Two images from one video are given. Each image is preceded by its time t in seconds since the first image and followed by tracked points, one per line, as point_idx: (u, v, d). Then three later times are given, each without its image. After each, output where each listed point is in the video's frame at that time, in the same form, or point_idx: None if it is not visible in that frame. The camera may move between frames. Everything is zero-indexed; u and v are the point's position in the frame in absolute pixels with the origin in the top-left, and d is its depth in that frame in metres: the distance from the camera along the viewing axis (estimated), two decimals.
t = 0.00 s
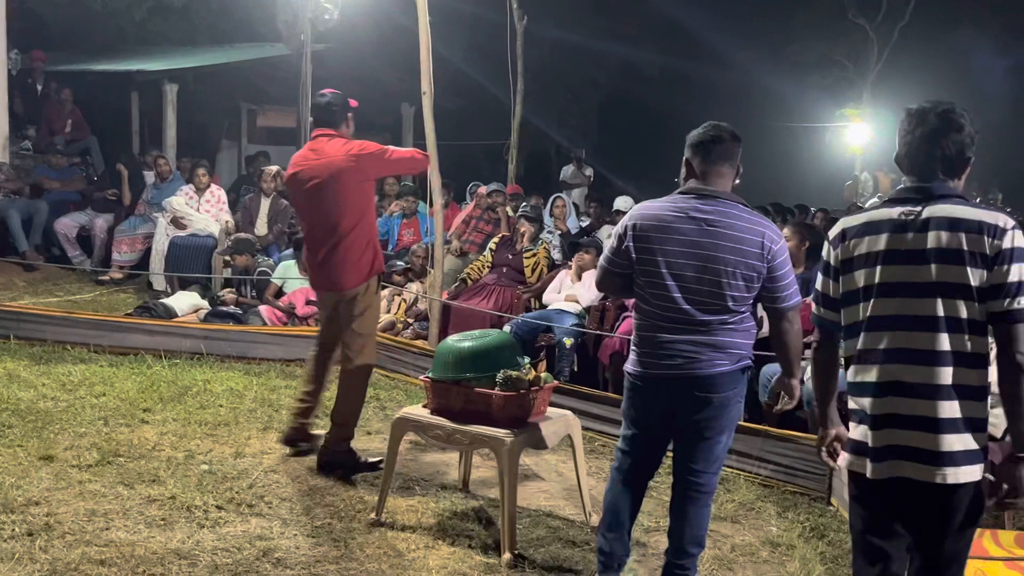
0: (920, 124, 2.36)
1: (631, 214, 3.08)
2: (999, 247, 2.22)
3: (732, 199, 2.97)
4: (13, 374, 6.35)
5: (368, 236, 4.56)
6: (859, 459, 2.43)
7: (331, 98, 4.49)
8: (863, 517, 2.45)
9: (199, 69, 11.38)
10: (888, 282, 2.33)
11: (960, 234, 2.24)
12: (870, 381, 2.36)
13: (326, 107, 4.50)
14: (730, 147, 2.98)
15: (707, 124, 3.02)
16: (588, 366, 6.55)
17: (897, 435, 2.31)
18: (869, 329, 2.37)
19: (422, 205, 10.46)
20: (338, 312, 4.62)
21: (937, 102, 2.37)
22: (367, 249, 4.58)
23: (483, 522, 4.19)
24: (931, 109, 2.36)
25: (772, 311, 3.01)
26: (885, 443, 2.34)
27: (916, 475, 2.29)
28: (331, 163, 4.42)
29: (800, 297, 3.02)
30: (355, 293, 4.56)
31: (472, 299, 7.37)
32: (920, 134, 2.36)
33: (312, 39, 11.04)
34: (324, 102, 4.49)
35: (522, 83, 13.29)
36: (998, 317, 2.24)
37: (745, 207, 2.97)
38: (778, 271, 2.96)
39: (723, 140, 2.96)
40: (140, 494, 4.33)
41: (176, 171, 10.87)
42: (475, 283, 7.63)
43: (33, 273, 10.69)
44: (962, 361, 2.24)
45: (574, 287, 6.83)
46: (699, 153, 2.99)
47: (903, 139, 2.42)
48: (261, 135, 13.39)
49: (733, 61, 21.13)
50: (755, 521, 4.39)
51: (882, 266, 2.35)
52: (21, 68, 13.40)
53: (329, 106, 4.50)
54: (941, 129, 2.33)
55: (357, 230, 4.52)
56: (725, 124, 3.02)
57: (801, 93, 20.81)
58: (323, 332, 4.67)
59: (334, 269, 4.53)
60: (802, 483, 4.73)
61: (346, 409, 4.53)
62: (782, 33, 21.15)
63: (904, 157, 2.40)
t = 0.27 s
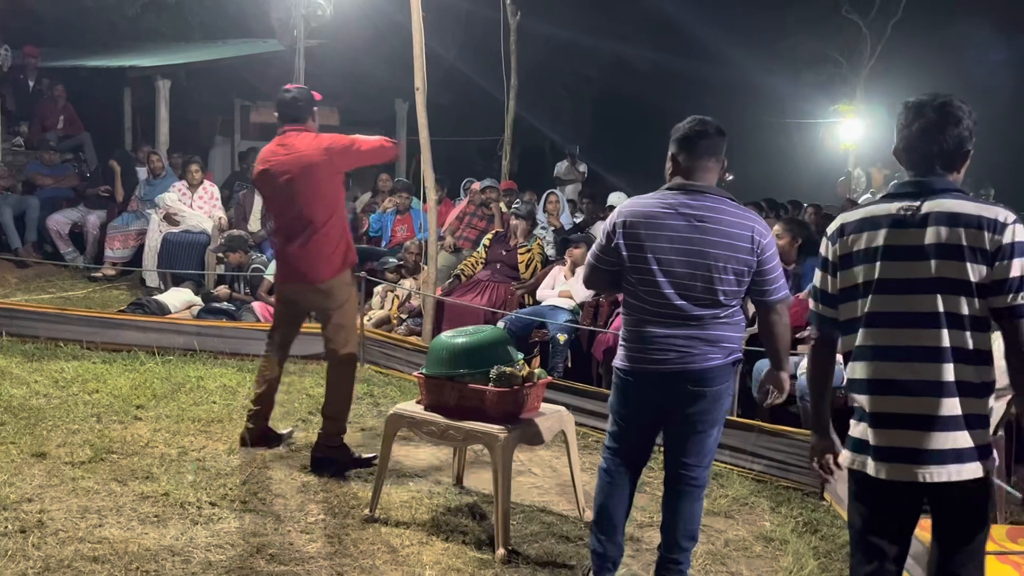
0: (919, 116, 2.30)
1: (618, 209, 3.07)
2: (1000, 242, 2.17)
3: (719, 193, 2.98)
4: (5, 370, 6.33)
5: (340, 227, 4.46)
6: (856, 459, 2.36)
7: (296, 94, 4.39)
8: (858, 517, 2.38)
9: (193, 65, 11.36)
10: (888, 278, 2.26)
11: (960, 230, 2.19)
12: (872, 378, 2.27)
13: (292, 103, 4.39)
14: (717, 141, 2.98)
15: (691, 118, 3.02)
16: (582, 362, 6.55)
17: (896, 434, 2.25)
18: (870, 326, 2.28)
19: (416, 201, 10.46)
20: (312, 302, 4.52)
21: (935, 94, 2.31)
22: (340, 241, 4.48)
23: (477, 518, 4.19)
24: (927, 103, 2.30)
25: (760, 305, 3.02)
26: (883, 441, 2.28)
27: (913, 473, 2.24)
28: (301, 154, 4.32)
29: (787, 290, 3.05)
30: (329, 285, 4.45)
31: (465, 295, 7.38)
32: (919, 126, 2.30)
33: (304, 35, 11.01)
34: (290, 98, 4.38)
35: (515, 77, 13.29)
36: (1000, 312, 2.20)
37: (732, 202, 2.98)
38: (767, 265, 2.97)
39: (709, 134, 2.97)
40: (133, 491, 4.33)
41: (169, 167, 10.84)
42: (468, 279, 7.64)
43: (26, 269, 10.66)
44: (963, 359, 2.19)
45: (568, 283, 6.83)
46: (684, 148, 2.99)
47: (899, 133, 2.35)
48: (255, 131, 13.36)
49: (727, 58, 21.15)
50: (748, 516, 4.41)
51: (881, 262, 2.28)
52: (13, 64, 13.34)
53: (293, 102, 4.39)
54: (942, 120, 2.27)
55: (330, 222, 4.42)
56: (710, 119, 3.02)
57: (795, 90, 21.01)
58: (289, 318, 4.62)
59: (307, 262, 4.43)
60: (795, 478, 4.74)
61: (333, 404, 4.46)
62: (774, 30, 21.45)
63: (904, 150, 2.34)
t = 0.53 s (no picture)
0: (957, 116, 2.28)
1: (600, 206, 3.09)
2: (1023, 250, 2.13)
3: (699, 186, 2.98)
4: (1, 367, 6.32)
5: (301, 213, 4.42)
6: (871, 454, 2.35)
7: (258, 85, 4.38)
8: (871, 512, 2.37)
9: (188, 61, 11.33)
10: (907, 278, 2.24)
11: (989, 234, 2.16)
12: (886, 374, 2.28)
13: (253, 94, 4.37)
14: (697, 135, 2.97)
15: (670, 112, 3.02)
16: (578, 358, 6.56)
17: (914, 433, 2.24)
18: (887, 323, 2.28)
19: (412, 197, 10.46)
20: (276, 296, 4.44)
21: (975, 96, 2.29)
22: (301, 227, 4.44)
23: (473, 513, 4.20)
24: (963, 103, 2.28)
25: (743, 297, 3.02)
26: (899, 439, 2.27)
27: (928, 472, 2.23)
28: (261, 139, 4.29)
29: (768, 282, 3.04)
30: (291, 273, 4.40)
31: (462, 292, 7.39)
32: (954, 127, 2.28)
33: (299, 31, 11.00)
34: (251, 90, 4.37)
35: (512, 72, 13.28)
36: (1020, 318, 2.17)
37: (714, 195, 2.98)
38: (749, 258, 2.97)
39: (689, 128, 2.96)
40: (129, 487, 4.32)
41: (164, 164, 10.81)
42: (465, 276, 7.65)
43: (21, 266, 10.64)
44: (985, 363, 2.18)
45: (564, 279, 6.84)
46: (665, 142, 2.99)
47: (935, 131, 2.33)
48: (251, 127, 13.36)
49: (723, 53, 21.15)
50: (744, 511, 4.42)
51: (903, 261, 2.25)
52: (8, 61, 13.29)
53: (255, 93, 4.38)
54: (979, 123, 2.25)
55: (291, 207, 4.38)
56: (690, 112, 3.02)
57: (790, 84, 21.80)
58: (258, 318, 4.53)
59: (267, 248, 4.37)
60: (790, 473, 4.74)
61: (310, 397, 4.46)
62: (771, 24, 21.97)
63: (936, 149, 2.32)
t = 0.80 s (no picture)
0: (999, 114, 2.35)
1: (582, 203, 3.09)
2: None
3: (679, 182, 2.98)
4: None
5: (280, 206, 4.48)
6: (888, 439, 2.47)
7: (238, 80, 4.41)
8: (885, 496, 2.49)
9: (185, 58, 11.30)
10: (941, 270, 2.33)
11: None
12: (913, 363, 2.38)
13: (232, 90, 4.40)
14: (676, 131, 2.98)
15: (649, 108, 3.01)
16: (575, 355, 6.57)
17: (941, 424, 2.36)
18: (917, 312, 2.38)
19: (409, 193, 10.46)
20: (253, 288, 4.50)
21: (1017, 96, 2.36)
22: (280, 221, 4.51)
23: (470, 510, 4.20)
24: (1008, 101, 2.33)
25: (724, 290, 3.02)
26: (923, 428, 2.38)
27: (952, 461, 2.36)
28: (238, 133, 4.34)
29: (750, 275, 3.04)
30: (271, 266, 4.47)
31: (459, 289, 7.39)
32: (994, 124, 2.35)
33: (297, 28, 11.00)
34: (230, 86, 4.40)
35: (509, 70, 13.26)
36: None
37: (694, 190, 2.98)
38: (730, 253, 2.97)
39: (669, 124, 2.96)
40: (126, 485, 4.32)
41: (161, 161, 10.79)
42: (462, 273, 7.63)
43: (18, 263, 10.61)
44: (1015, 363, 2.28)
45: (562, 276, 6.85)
46: (644, 139, 2.98)
47: (974, 128, 2.40)
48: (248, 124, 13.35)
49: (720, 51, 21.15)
50: (740, 508, 4.42)
51: (937, 253, 2.34)
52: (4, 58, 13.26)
53: (234, 89, 4.41)
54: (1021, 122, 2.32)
55: (270, 200, 4.44)
56: (669, 108, 3.01)
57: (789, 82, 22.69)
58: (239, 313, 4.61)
59: (247, 243, 4.43)
60: (787, 470, 4.75)
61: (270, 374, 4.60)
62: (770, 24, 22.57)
63: (977, 145, 2.39)
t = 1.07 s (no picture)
0: None
1: (559, 197, 3.07)
2: None
3: (655, 178, 2.96)
4: None
5: (253, 207, 4.41)
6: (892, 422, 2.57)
7: (221, 77, 4.39)
8: (885, 478, 2.59)
9: (183, 54, 11.29)
10: (964, 262, 2.39)
11: None
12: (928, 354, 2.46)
13: (214, 86, 4.38)
14: (655, 127, 2.96)
15: (629, 103, 2.99)
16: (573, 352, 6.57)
17: (944, 413, 2.44)
18: (936, 302, 2.44)
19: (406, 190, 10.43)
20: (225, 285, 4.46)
21: None
22: (253, 220, 4.45)
23: (467, 507, 4.20)
24: None
25: (700, 288, 3.01)
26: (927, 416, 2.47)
27: (950, 450, 2.45)
28: (214, 130, 4.30)
29: (727, 273, 3.02)
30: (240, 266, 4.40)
31: (456, 286, 7.38)
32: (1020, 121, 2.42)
33: (295, 25, 10.94)
34: (213, 82, 4.38)
35: (507, 67, 13.26)
36: None
37: (671, 187, 2.96)
38: (706, 249, 2.94)
39: (648, 120, 2.94)
40: (122, 481, 4.31)
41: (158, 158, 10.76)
42: (459, 270, 7.62)
43: (15, 260, 10.59)
44: None
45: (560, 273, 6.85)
46: (625, 134, 2.96)
47: (998, 123, 2.47)
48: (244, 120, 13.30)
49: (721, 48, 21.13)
50: (737, 505, 4.42)
51: (961, 244, 2.39)
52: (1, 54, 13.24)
53: (217, 85, 4.39)
54: None
55: (243, 201, 4.38)
56: (649, 103, 2.99)
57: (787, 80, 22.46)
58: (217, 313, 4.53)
59: (218, 239, 4.40)
60: (784, 467, 4.74)
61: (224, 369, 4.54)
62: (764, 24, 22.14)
63: (1000, 140, 2.46)
